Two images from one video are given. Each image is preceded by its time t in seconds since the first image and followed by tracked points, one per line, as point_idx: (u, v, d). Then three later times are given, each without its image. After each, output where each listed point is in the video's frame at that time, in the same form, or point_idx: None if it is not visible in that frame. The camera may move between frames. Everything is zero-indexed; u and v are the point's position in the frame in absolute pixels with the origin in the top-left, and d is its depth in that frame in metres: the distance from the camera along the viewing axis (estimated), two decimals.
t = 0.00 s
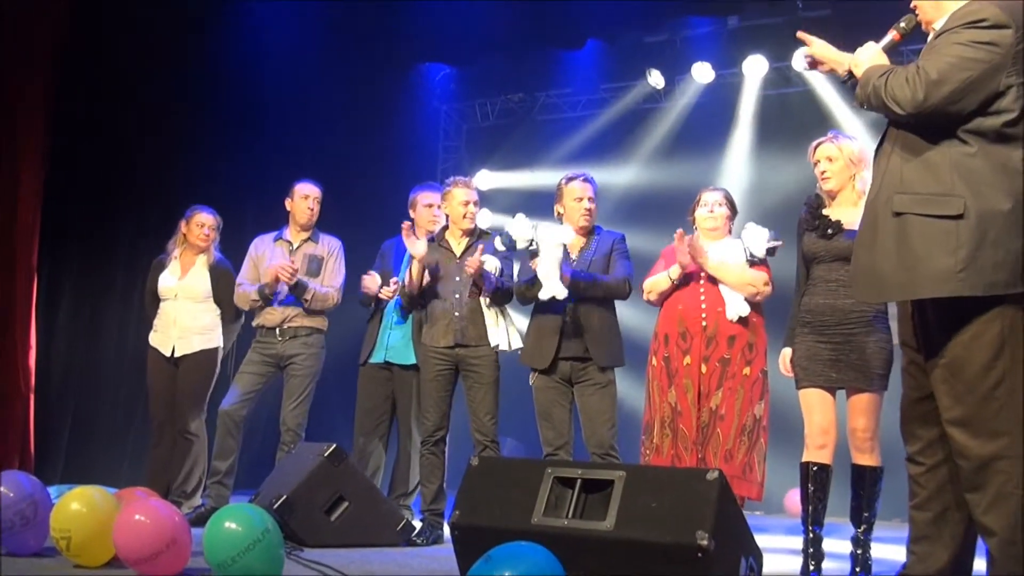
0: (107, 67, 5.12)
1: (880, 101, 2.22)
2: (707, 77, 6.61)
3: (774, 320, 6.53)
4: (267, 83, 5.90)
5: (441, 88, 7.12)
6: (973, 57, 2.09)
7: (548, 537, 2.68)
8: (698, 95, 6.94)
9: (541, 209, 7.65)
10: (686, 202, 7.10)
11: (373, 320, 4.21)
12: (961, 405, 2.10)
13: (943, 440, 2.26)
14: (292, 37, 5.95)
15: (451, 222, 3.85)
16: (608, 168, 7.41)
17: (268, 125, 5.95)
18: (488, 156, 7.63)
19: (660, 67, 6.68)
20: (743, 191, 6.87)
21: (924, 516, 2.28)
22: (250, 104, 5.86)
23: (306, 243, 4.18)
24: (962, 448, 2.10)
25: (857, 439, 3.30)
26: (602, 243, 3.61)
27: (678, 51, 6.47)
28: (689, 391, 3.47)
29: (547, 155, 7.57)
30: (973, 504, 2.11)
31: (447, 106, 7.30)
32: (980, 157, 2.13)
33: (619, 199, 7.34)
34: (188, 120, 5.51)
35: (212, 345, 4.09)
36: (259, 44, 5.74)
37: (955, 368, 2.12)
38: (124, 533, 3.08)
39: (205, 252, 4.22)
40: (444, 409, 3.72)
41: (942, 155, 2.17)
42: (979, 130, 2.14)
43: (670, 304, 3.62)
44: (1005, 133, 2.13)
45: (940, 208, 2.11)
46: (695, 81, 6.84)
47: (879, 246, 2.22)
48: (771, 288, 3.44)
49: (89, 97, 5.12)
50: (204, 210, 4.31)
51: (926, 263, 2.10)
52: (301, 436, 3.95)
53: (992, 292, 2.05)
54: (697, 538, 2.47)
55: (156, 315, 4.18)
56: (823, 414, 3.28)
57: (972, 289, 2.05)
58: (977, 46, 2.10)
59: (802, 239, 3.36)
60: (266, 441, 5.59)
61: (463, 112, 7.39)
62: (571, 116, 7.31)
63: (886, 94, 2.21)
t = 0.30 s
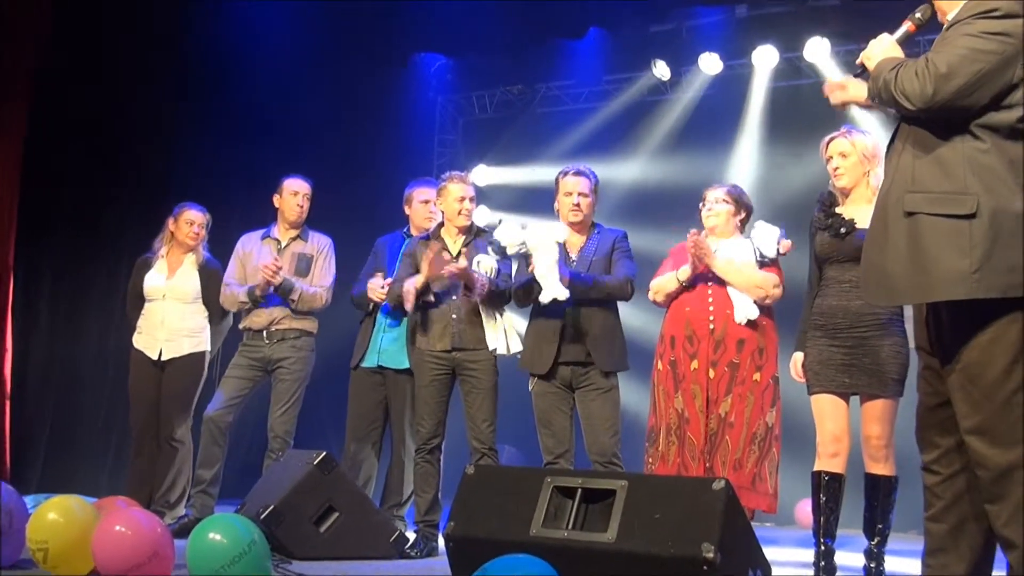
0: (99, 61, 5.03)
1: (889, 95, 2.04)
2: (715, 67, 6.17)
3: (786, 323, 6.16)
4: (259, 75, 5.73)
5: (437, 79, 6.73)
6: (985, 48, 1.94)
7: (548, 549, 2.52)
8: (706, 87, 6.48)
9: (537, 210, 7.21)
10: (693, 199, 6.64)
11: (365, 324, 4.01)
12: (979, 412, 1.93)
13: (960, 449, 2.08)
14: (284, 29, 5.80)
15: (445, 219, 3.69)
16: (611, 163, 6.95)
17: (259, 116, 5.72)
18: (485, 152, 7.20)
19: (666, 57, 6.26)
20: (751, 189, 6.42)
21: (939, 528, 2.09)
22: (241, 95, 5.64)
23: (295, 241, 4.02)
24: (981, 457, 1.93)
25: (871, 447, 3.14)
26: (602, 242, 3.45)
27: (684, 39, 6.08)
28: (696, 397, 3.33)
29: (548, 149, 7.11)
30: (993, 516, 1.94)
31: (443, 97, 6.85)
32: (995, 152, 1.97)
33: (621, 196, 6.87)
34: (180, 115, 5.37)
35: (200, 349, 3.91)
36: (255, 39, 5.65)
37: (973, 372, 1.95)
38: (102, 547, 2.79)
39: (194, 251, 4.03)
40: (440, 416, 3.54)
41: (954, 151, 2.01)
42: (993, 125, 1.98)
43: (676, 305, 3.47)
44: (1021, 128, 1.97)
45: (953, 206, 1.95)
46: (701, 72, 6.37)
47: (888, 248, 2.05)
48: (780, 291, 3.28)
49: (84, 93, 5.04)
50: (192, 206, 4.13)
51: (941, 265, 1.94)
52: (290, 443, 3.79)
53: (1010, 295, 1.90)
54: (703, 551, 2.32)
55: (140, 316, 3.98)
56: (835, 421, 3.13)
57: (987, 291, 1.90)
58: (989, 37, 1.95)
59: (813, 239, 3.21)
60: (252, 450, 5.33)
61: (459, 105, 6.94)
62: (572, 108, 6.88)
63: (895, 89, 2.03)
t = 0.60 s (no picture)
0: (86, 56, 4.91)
1: (890, 94, 1.94)
2: (720, 61, 6.00)
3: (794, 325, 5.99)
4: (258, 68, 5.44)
5: (431, 73, 6.48)
6: (988, 41, 1.84)
7: (542, 562, 2.40)
8: (711, 81, 6.30)
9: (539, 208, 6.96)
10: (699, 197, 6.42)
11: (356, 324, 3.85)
12: (985, 420, 1.82)
13: (972, 460, 1.94)
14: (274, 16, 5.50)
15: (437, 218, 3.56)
16: (612, 160, 6.75)
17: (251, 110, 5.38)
18: (481, 148, 6.96)
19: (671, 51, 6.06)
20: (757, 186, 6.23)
21: (949, 540, 1.95)
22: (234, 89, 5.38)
23: (282, 241, 3.88)
24: (987, 466, 1.82)
25: (882, 456, 3.01)
26: (601, 241, 3.33)
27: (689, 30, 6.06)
28: (700, 406, 3.20)
29: (547, 145, 6.90)
30: (1000, 528, 1.82)
31: (438, 91, 6.63)
32: (1002, 147, 1.85)
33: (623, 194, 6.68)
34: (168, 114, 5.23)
35: (184, 354, 3.77)
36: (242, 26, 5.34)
37: (978, 378, 1.85)
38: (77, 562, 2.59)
39: (180, 251, 3.91)
40: (433, 423, 3.39)
41: (959, 147, 1.89)
42: (1000, 120, 1.87)
43: (680, 309, 3.34)
44: None
45: (957, 204, 1.83)
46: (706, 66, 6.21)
47: (891, 250, 1.92)
48: (791, 296, 3.18)
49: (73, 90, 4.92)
50: (178, 205, 4.01)
51: (944, 265, 1.82)
52: (277, 452, 3.64)
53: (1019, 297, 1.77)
54: (704, 564, 2.19)
55: (124, 320, 3.84)
56: (845, 430, 3.00)
57: (995, 293, 1.77)
58: (992, 30, 1.85)
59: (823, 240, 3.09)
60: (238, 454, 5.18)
61: (455, 99, 6.73)
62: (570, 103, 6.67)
63: (895, 86, 1.93)
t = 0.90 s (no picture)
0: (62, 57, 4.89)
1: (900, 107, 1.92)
2: (723, 58, 5.44)
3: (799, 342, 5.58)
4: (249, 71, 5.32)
5: (421, 70, 5.84)
6: (995, 50, 1.82)
7: None
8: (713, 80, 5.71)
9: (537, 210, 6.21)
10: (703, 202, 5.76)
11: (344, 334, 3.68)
12: (1010, 434, 1.77)
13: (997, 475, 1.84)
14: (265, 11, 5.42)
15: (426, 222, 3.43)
16: (608, 163, 6.09)
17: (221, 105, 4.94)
18: (470, 150, 6.31)
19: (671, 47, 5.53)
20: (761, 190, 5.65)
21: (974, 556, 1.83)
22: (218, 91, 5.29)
23: (265, 246, 3.73)
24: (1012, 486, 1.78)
25: (890, 470, 2.88)
26: (598, 244, 3.20)
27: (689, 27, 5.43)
28: (701, 419, 3.07)
29: (540, 147, 6.23)
30: None
31: (425, 88, 5.92)
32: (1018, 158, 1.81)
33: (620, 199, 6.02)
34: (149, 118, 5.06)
35: (161, 364, 3.61)
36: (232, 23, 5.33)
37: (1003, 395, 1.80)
38: None
39: (157, 256, 3.76)
40: (422, 436, 3.23)
41: (974, 158, 1.86)
42: (1014, 128, 1.84)
43: (680, 315, 3.20)
44: None
45: (974, 217, 1.80)
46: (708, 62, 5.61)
47: (908, 265, 1.89)
48: (794, 302, 3.06)
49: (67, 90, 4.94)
50: (157, 208, 3.88)
51: (961, 281, 1.79)
52: (259, 466, 3.48)
53: None
54: None
55: (100, 329, 3.70)
56: (853, 443, 2.87)
57: (1015, 306, 1.73)
58: (999, 38, 1.83)
59: (829, 245, 2.97)
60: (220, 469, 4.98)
61: (444, 97, 6.06)
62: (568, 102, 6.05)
63: (904, 98, 1.91)
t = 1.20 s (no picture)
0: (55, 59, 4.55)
1: (938, 104, 1.87)
2: (725, 57, 5.27)
3: (802, 351, 5.45)
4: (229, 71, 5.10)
5: (412, 69, 5.81)
6: None
7: None
8: (715, 79, 5.57)
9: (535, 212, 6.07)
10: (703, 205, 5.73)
11: (330, 344, 3.55)
12: None
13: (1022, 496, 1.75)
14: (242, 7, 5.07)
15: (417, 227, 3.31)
16: (607, 165, 5.99)
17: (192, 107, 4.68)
18: (464, 152, 6.19)
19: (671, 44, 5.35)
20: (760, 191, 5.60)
21: None
22: (199, 92, 5.05)
23: (249, 253, 3.60)
24: None
25: (899, 486, 2.72)
26: (597, 251, 3.08)
27: (689, 25, 5.20)
28: (701, 431, 2.95)
29: (537, 147, 6.12)
30: None
31: (418, 88, 5.92)
32: None
33: (620, 203, 5.94)
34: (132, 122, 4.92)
35: (136, 375, 3.47)
36: (211, 23, 5.01)
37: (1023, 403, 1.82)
38: None
39: (134, 263, 3.63)
40: (412, 450, 3.11)
41: (1012, 159, 1.83)
42: None
43: (677, 325, 3.10)
44: None
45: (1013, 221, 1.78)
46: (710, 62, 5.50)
47: (938, 267, 1.86)
48: (794, 311, 2.92)
49: (45, 94, 4.77)
50: (135, 213, 3.75)
51: (994, 285, 1.77)
52: (242, 481, 3.35)
53: None
54: None
55: (76, 338, 3.57)
56: (860, 457, 2.73)
57: None
58: None
59: (834, 250, 2.85)
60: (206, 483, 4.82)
61: (436, 96, 6.00)
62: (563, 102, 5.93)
63: (941, 95, 1.86)
